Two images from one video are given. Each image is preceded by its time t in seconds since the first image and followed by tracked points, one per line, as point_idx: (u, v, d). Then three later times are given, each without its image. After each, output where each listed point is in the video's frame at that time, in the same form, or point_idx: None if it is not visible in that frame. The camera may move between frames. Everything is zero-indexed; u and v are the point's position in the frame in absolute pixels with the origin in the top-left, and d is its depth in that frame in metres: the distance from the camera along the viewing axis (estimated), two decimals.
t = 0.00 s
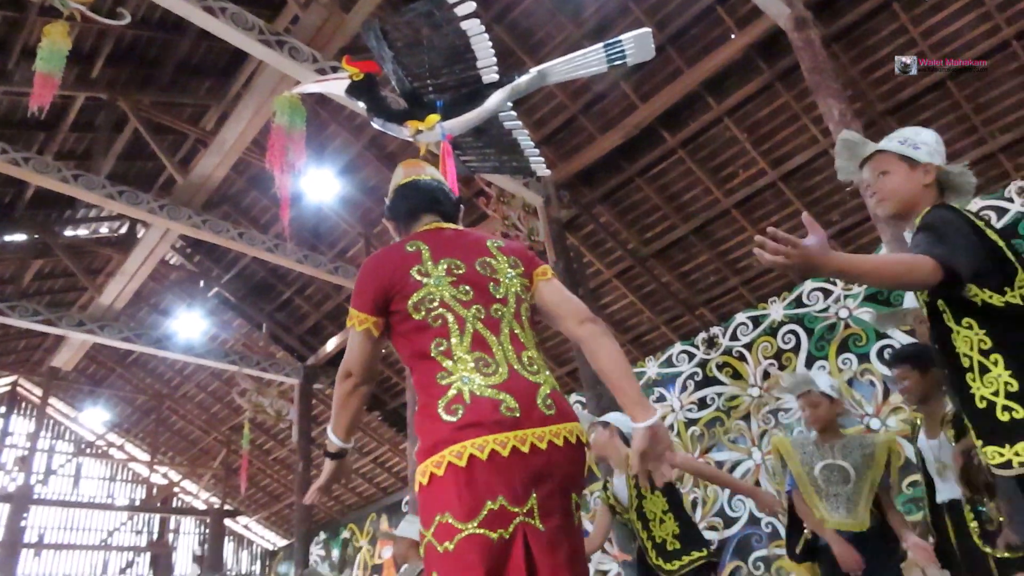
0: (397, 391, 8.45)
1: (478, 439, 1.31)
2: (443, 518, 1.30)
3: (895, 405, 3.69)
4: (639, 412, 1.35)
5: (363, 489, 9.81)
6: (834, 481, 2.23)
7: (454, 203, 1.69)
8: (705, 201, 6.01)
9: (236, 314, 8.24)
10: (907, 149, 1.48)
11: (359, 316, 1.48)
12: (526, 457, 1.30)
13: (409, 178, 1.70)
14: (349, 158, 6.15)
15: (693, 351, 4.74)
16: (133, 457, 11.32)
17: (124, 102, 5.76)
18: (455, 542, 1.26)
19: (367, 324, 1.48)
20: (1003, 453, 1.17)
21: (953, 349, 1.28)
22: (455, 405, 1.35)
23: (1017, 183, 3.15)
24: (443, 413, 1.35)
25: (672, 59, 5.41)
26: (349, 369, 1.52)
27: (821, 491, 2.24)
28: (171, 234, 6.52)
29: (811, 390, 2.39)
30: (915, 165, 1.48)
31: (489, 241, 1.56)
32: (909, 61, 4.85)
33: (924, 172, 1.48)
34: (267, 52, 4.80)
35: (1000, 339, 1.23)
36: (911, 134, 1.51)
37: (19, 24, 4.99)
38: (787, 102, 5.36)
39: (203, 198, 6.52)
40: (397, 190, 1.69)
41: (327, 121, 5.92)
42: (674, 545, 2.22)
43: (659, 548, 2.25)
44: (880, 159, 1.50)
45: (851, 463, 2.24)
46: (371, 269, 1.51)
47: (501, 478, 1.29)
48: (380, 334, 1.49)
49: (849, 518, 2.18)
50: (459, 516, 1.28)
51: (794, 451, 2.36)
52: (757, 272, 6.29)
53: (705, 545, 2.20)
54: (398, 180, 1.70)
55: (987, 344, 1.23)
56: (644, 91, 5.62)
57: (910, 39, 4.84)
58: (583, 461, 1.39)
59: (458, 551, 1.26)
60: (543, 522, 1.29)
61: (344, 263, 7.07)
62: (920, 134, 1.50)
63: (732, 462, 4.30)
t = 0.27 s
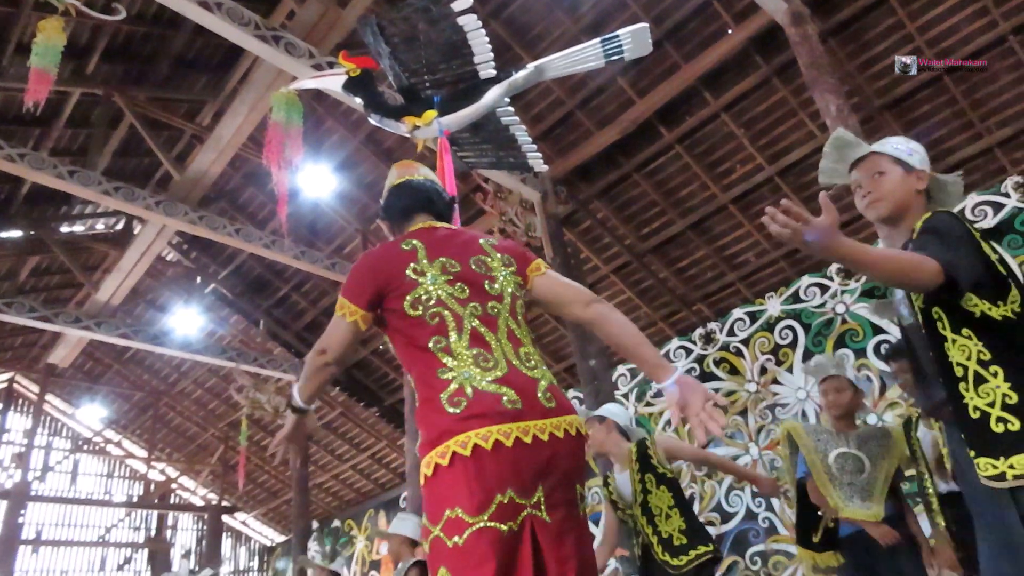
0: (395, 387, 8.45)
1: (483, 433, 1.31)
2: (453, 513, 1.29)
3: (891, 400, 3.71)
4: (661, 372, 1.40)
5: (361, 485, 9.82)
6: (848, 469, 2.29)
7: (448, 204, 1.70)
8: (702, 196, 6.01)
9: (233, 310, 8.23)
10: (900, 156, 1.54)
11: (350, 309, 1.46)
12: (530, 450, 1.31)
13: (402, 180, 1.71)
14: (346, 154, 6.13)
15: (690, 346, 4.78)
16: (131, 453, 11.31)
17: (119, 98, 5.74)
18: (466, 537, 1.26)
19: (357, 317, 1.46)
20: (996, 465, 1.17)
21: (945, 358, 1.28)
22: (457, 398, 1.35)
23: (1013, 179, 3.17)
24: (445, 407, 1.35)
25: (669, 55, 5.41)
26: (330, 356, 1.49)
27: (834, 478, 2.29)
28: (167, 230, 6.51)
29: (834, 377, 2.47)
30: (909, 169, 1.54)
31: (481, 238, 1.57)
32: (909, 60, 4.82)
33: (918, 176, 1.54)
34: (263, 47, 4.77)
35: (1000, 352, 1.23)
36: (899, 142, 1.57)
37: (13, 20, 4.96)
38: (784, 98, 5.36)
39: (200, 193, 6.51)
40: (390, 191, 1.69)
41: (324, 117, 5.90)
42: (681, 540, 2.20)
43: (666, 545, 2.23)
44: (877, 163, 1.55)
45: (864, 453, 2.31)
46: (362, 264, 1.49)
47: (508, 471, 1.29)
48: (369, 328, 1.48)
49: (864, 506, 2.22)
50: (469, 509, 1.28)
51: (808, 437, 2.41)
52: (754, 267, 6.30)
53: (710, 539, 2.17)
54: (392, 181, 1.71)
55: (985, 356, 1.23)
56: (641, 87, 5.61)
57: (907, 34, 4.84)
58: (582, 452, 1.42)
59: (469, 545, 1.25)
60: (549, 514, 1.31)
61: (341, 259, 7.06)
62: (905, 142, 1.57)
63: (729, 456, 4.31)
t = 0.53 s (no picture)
0: (392, 383, 8.45)
1: (486, 430, 1.31)
2: (459, 515, 1.28)
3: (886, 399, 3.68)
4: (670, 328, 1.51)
5: (357, 481, 9.82)
6: (855, 466, 2.24)
7: (445, 203, 1.70)
8: (701, 195, 6.01)
9: (230, 305, 8.22)
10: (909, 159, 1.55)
11: (347, 301, 1.45)
12: (534, 446, 1.32)
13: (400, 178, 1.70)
14: (345, 149, 6.12)
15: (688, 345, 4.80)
16: (128, 448, 11.31)
17: (118, 91, 5.73)
18: (474, 538, 1.25)
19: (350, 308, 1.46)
20: (1005, 474, 1.17)
21: (958, 360, 1.28)
22: (459, 394, 1.35)
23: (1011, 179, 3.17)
24: (447, 404, 1.35)
25: (669, 52, 5.40)
26: (316, 338, 1.48)
27: (841, 474, 2.25)
28: (165, 225, 6.50)
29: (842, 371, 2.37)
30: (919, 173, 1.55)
31: (475, 233, 1.58)
32: (909, 60, 4.84)
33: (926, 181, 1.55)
34: (262, 42, 4.76)
35: (1012, 362, 1.24)
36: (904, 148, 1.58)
37: (12, 12, 4.95)
38: (783, 96, 5.36)
39: (198, 188, 6.50)
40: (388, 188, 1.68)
41: (323, 112, 5.89)
42: (683, 538, 2.25)
43: (669, 543, 2.27)
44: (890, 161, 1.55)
45: (874, 451, 2.26)
46: (358, 258, 1.49)
47: (514, 468, 1.30)
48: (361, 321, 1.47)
49: (870, 504, 2.18)
50: (476, 508, 1.27)
51: (816, 434, 2.38)
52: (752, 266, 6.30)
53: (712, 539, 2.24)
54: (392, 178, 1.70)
55: (1002, 367, 1.24)
56: (640, 84, 5.61)
57: (907, 33, 4.84)
58: (582, 447, 1.43)
59: (479, 544, 1.25)
60: (556, 510, 1.33)
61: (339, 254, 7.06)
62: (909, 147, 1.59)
63: (726, 454, 4.34)
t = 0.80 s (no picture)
0: (392, 384, 8.45)
1: (490, 444, 1.31)
2: (462, 527, 1.28)
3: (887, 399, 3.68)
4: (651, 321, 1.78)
5: (356, 482, 9.81)
6: (865, 464, 2.22)
7: (450, 211, 1.70)
8: (700, 196, 6.02)
9: (230, 305, 8.22)
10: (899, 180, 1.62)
11: (350, 312, 1.44)
12: (537, 459, 1.32)
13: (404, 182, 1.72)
14: (345, 150, 6.12)
15: (687, 346, 4.79)
16: (127, 448, 11.29)
17: (118, 92, 5.73)
18: (475, 550, 1.25)
19: (356, 319, 1.44)
20: None
21: (1003, 351, 1.31)
22: (463, 408, 1.34)
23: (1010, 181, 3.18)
24: (451, 418, 1.34)
25: (668, 54, 5.40)
26: (320, 356, 1.47)
27: (853, 472, 2.21)
28: (165, 225, 6.49)
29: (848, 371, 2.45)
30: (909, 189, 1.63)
31: (481, 246, 1.58)
32: (909, 60, 4.79)
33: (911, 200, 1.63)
34: (262, 42, 4.76)
35: None
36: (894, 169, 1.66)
37: (11, 12, 4.94)
38: (783, 98, 5.36)
39: (198, 189, 6.50)
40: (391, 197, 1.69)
41: (323, 112, 5.89)
42: (672, 542, 2.22)
43: (657, 546, 2.25)
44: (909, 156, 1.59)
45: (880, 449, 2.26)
46: (363, 267, 1.48)
47: (518, 483, 1.30)
48: (363, 332, 1.46)
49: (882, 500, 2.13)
50: (477, 521, 1.27)
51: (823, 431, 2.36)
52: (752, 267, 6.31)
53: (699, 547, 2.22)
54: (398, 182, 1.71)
55: None
56: (640, 86, 5.61)
57: (907, 35, 4.84)
58: (583, 458, 1.44)
59: (481, 557, 1.25)
60: (558, 522, 1.33)
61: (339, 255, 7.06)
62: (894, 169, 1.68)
63: (725, 456, 4.34)
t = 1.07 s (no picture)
0: (388, 388, 8.43)
1: (490, 457, 1.30)
2: (458, 537, 1.28)
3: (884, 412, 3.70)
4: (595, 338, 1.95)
5: (351, 486, 9.77)
6: (861, 483, 2.13)
7: (454, 217, 1.70)
8: (700, 204, 6.02)
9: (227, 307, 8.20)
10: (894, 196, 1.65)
11: (356, 319, 1.42)
12: (535, 473, 1.32)
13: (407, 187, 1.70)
14: (345, 153, 6.12)
15: (684, 354, 4.78)
16: (121, 449, 11.26)
17: (118, 92, 5.73)
18: (470, 561, 1.25)
19: (363, 328, 1.42)
20: None
21: None
22: (464, 420, 1.34)
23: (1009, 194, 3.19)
24: (451, 431, 1.34)
25: (670, 63, 5.41)
26: (327, 367, 1.43)
27: (847, 492, 2.12)
28: (163, 226, 6.49)
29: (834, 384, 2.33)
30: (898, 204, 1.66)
31: (487, 257, 1.58)
32: (910, 62, 4.82)
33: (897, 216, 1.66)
34: (263, 45, 4.76)
35: None
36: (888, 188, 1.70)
37: (14, 11, 4.95)
38: (783, 108, 5.38)
39: (197, 190, 6.50)
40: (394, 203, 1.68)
41: (323, 115, 5.89)
42: (657, 561, 2.24)
43: (642, 564, 2.26)
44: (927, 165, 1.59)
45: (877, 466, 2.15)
46: (368, 274, 1.46)
47: (516, 496, 1.30)
48: (372, 338, 1.44)
49: (878, 520, 2.02)
50: (473, 532, 1.27)
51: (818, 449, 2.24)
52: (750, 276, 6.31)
53: (687, 567, 2.24)
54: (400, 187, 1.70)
55: None
56: (641, 94, 5.62)
57: (907, 47, 4.86)
58: (579, 471, 1.44)
59: (476, 568, 1.25)
60: (553, 534, 1.33)
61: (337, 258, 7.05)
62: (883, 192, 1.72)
63: (721, 466, 4.38)
